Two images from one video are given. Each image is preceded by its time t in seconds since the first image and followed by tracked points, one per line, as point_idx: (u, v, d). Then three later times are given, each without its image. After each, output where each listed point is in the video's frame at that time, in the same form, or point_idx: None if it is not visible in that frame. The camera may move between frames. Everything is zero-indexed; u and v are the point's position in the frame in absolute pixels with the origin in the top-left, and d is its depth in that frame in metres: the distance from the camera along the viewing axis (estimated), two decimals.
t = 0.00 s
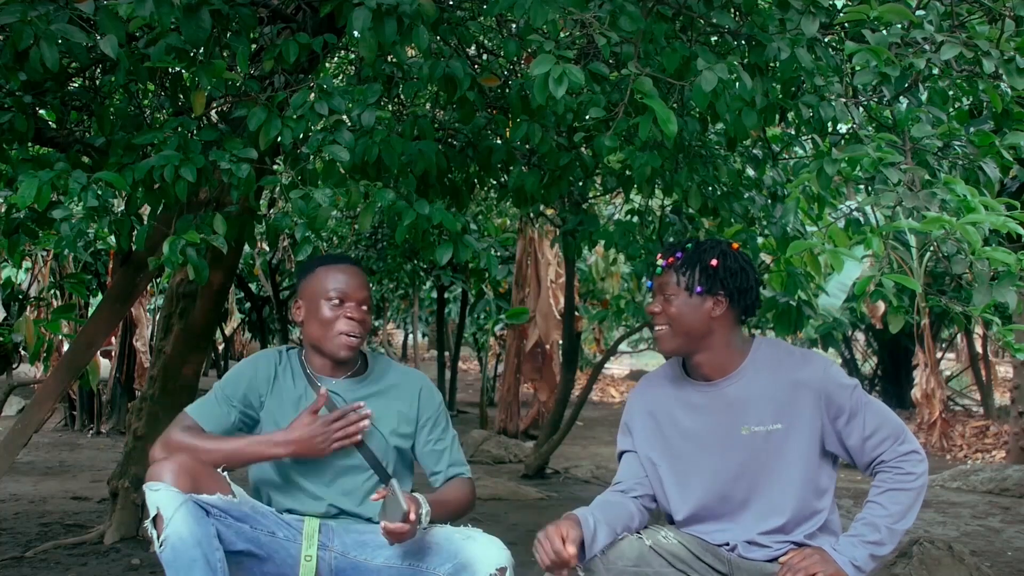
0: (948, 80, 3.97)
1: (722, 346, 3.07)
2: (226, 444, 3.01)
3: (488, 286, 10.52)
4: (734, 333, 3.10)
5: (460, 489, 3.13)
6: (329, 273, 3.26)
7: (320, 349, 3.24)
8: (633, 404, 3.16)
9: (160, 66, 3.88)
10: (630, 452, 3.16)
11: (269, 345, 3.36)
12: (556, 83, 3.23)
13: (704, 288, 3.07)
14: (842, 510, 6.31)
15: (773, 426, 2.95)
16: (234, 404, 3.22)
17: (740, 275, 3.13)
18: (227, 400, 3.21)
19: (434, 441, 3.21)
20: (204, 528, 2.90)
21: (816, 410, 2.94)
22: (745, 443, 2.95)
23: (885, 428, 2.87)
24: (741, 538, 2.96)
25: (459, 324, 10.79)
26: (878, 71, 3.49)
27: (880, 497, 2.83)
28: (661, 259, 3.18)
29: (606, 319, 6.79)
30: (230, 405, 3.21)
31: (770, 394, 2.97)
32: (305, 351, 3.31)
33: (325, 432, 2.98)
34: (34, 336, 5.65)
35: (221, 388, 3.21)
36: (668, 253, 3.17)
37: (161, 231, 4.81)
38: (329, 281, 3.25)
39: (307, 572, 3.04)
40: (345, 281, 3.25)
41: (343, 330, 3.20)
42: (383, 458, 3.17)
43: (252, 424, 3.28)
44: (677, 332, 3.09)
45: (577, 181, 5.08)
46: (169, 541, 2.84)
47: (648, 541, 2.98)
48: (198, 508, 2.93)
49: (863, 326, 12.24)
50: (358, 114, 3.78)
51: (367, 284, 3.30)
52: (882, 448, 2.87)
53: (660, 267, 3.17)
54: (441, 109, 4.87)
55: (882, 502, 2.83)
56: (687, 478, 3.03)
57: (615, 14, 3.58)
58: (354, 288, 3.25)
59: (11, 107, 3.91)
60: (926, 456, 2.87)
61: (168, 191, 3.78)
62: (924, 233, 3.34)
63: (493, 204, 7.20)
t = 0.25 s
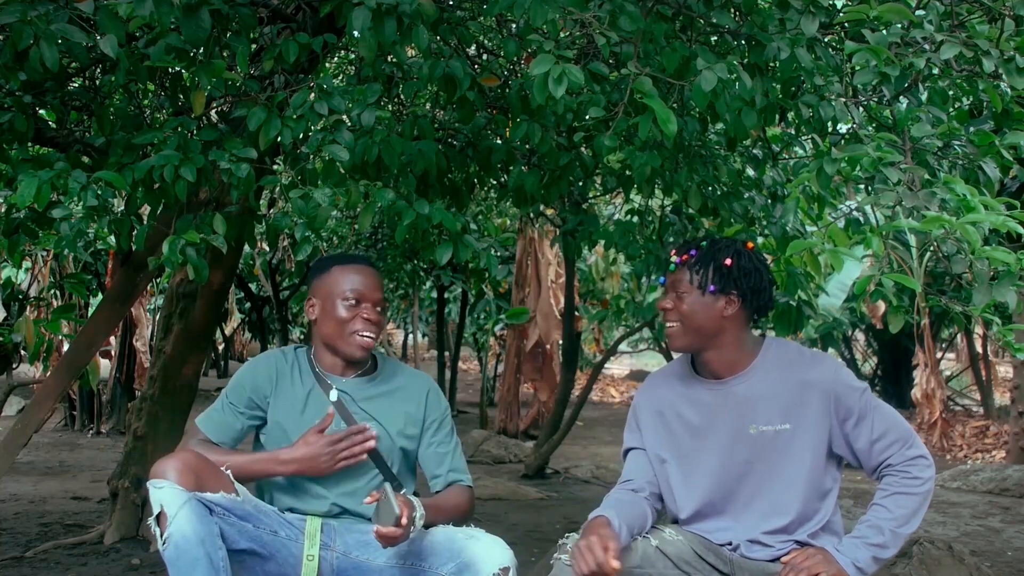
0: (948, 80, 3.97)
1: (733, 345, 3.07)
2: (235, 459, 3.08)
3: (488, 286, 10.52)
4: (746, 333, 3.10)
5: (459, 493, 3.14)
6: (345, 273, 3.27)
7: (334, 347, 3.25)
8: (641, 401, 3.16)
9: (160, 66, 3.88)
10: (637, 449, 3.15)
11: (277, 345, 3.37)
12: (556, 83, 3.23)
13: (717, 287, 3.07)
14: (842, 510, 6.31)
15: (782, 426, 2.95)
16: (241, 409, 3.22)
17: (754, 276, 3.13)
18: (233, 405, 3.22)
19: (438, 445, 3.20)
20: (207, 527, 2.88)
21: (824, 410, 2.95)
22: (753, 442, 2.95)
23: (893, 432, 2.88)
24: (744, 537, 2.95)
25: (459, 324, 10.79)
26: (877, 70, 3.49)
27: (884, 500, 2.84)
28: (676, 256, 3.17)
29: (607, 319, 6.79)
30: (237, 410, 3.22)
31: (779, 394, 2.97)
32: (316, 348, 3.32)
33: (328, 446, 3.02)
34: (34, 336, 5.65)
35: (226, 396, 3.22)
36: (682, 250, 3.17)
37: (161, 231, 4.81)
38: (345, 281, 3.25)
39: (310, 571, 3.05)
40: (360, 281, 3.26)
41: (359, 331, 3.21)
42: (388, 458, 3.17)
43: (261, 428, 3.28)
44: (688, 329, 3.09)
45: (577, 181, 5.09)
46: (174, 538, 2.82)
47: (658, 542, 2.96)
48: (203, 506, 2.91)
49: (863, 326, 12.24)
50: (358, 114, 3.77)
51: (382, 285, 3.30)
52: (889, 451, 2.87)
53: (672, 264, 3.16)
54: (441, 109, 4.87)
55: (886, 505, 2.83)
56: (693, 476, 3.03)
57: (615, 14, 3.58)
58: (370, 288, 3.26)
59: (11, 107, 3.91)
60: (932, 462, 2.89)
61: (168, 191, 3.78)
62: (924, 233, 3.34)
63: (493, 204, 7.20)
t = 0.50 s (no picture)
0: (948, 80, 3.97)
1: (732, 349, 3.06)
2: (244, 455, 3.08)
3: (488, 286, 10.52)
4: (743, 336, 3.09)
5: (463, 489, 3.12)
6: (354, 275, 3.26)
7: (341, 349, 3.25)
8: (639, 402, 3.15)
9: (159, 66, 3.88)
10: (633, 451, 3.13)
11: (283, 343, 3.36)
12: (556, 83, 3.22)
13: (715, 294, 3.04)
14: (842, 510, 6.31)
15: (781, 427, 2.95)
16: (247, 407, 3.22)
17: (750, 279, 3.11)
18: (239, 402, 3.22)
19: (444, 438, 3.21)
20: (208, 526, 2.89)
21: (822, 410, 2.95)
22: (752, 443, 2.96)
23: (891, 431, 2.88)
24: (743, 538, 2.96)
25: (459, 325, 10.79)
26: (877, 70, 3.49)
27: (883, 499, 2.84)
28: (670, 262, 3.13)
29: (607, 319, 6.79)
30: (244, 407, 3.21)
31: (777, 394, 2.97)
32: (324, 349, 3.31)
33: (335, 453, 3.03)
34: (34, 336, 5.65)
35: (234, 392, 3.22)
36: (676, 257, 3.13)
37: (161, 231, 4.81)
38: (353, 283, 3.25)
39: (310, 570, 3.05)
40: (369, 283, 3.25)
41: (368, 333, 3.21)
42: (397, 457, 3.18)
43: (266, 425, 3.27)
44: (689, 337, 3.05)
45: (577, 181, 5.09)
46: (175, 537, 2.82)
47: (659, 543, 2.95)
48: (203, 505, 2.92)
49: (863, 326, 12.24)
50: (358, 114, 3.77)
51: (391, 287, 3.30)
52: (887, 451, 2.88)
53: (667, 271, 3.12)
54: (441, 109, 4.87)
55: (884, 504, 2.84)
56: (692, 477, 3.03)
57: (615, 14, 3.57)
58: (378, 290, 3.26)
59: (10, 107, 3.91)
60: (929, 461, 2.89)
61: (168, 191, 3.78)
62: (924, 233, 3.34)
63: (493, 204, 7.20)
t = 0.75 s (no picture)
0: (948, 80, 3.97)
1: (727, 349, 3.05)
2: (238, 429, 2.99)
3: (488, 286, 10.52)
4: (737, 335, 3.08)
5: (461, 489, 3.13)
6: (354, 279, 3.25)
7: (342, 352, 3.25)
8: (637, 403, 3.16)
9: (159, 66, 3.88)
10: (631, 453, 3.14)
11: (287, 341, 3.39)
12: (556, 83, 3.22)
13: (705, 295, 3.04)
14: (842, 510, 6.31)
15: (779, 428, 2.95)
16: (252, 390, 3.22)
17: (740, 277, 3.10)
18: (243, 382, 3.21)
19: (443, 434, 3.22)
20: (210, 525, 2.87)
21: (820, 411, 2.95)
22: (750, 445, 2.96)
23: (889, 432, 2.87)
24: (740, 538, 2.96)
25: (459, 325, 10.78)
26: (877, 70, 3.49)
27: (880, 499, 2.84)
28: (658, 267, 3.11)
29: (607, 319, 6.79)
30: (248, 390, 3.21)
31: (775, 396, 2.97)
32: (327, 351, 3.32)
33: (325, 452, 2.87)
34: (34, 336, 5.65)
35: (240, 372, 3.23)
36: (664, 261, 3.11)
37: (161, 231, 4.81)
38: (354, 287, 3.24)
39: (313, 570, 3.05)
40: (369, 287, 3.24)
41: (368, 338, 3.21)
42: (398, 458, 3.20)
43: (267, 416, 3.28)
44: (683, 340, 3.04)
45: (577, 181, 5.09)
46: (177, 536, 2.82)
47: (658, 544, 2.96)
48: (205, 504, 2.90)
49: (863, 326, 12.24)
50: (358, 114, 3.77)
51: (392, 290, 3.30)
52: (884, 451, 2.87)
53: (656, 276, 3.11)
54: (441, 109, 4.87)
55: (882, 504, 2.83)
56: (689, 478, 3.04)
57: (615, 14, 3.57)
58: (379, 295, 3.25)
59: (11, 107, 3.91)
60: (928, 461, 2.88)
61: (168, 191, 3.79)
62: (924, 233, 3.34)
63: (493, 204, 7.20)
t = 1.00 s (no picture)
0: (949, 80, 3.97)
1: (730, 347, 3.07)
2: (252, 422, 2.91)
3: (488, 286, 10.52)
4: (740, 333, 3.11)
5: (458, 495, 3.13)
6: (343, 283, 3.24)
7: (335, 355, 3.25)
8: (641, 401, 3.17)
9: (159, 66, 3.88)
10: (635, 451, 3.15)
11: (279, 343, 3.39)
12: (556, 83, 3.22)
13: (710, 293, 3.06)
14: (842, 510, 6.31)
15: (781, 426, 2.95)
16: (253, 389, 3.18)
17: (744, 276, 3.13)
18: (243, 382, 3.17)
19: (439, 442, 3.21)
20: (208, 526, 2.88)
21: (821, 409, 2.95)
22: (752, 443, 2.96)
23: (890, 431, 2.87)
24: (740, 537, 2.96)
25: (459, 325, 10.78)
26: (877, 70, 3.50)
27: (881, 498, 2.83)
28: (663, 266, 3.13)
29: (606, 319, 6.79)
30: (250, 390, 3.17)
31: (777, 394, 2.98)
32: (318, 354, 3.32)
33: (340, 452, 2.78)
34: (34, 336, 5.65)
35: (241, 369, 3.20)
36: (669, 260, 3.14)
37: (161, 231, 4.81)
38: (345, 290, 3.24)
39: (313, 571, 3.05)
40: (360, 290, 3.24)
41: (361, 341, 3.21)
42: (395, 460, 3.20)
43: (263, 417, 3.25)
44: (685, 337, 3.07)
45: (577, 181, 5.09)
46: (175, 536, 2.83)
47: (654, 546, 2.97)
48: (202, 505, 2.91)
49: (863, 326, 12.24)
50: (358, 114, 3.77)
51: (382, 291, 3.29)
52: (886, 450, 2.87)
53: (661, 274, 3.14)
54: (441, 109, 4.87)
55: (882, 503, 2.83)
56: (691, 475, 3.04)
57: (615, 14, 3.57)
58: (369, 297, 3.25)
59: (10, 107, 3.91)
60: (929, 461, 2.88)
61: (168, 191, 3.79)
62: (924, 233, 3.34)
63: (493, 204, 7.20)
